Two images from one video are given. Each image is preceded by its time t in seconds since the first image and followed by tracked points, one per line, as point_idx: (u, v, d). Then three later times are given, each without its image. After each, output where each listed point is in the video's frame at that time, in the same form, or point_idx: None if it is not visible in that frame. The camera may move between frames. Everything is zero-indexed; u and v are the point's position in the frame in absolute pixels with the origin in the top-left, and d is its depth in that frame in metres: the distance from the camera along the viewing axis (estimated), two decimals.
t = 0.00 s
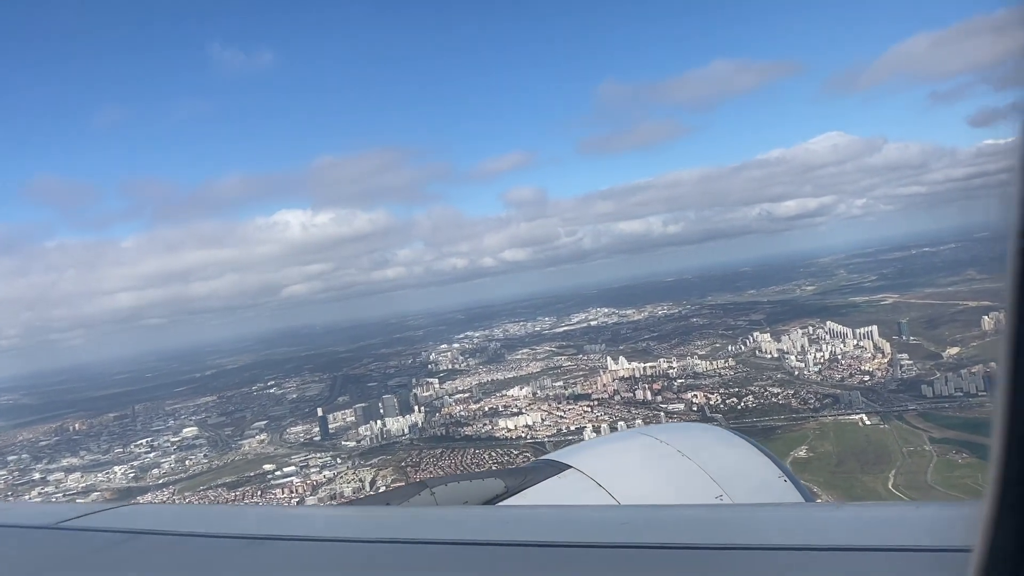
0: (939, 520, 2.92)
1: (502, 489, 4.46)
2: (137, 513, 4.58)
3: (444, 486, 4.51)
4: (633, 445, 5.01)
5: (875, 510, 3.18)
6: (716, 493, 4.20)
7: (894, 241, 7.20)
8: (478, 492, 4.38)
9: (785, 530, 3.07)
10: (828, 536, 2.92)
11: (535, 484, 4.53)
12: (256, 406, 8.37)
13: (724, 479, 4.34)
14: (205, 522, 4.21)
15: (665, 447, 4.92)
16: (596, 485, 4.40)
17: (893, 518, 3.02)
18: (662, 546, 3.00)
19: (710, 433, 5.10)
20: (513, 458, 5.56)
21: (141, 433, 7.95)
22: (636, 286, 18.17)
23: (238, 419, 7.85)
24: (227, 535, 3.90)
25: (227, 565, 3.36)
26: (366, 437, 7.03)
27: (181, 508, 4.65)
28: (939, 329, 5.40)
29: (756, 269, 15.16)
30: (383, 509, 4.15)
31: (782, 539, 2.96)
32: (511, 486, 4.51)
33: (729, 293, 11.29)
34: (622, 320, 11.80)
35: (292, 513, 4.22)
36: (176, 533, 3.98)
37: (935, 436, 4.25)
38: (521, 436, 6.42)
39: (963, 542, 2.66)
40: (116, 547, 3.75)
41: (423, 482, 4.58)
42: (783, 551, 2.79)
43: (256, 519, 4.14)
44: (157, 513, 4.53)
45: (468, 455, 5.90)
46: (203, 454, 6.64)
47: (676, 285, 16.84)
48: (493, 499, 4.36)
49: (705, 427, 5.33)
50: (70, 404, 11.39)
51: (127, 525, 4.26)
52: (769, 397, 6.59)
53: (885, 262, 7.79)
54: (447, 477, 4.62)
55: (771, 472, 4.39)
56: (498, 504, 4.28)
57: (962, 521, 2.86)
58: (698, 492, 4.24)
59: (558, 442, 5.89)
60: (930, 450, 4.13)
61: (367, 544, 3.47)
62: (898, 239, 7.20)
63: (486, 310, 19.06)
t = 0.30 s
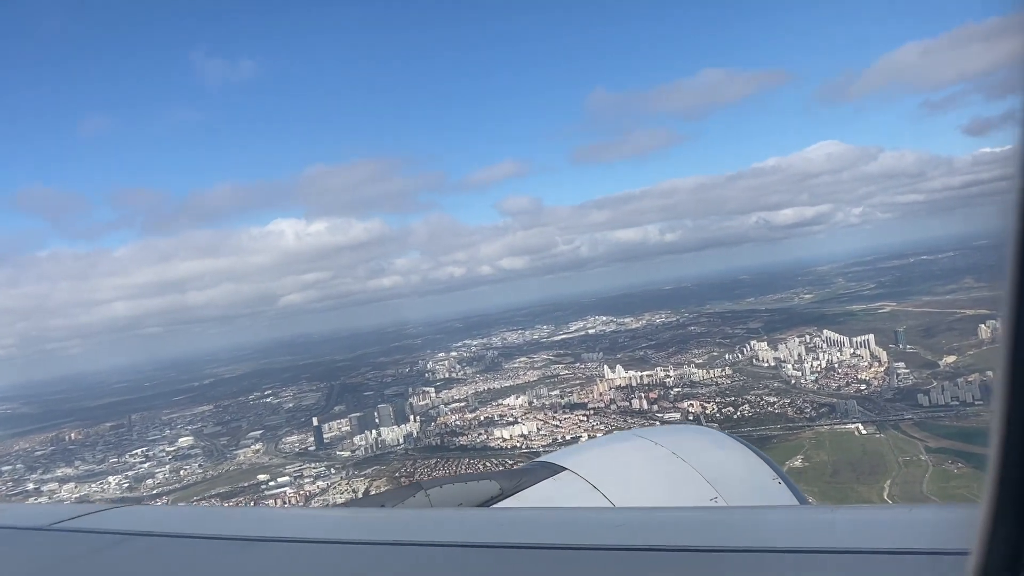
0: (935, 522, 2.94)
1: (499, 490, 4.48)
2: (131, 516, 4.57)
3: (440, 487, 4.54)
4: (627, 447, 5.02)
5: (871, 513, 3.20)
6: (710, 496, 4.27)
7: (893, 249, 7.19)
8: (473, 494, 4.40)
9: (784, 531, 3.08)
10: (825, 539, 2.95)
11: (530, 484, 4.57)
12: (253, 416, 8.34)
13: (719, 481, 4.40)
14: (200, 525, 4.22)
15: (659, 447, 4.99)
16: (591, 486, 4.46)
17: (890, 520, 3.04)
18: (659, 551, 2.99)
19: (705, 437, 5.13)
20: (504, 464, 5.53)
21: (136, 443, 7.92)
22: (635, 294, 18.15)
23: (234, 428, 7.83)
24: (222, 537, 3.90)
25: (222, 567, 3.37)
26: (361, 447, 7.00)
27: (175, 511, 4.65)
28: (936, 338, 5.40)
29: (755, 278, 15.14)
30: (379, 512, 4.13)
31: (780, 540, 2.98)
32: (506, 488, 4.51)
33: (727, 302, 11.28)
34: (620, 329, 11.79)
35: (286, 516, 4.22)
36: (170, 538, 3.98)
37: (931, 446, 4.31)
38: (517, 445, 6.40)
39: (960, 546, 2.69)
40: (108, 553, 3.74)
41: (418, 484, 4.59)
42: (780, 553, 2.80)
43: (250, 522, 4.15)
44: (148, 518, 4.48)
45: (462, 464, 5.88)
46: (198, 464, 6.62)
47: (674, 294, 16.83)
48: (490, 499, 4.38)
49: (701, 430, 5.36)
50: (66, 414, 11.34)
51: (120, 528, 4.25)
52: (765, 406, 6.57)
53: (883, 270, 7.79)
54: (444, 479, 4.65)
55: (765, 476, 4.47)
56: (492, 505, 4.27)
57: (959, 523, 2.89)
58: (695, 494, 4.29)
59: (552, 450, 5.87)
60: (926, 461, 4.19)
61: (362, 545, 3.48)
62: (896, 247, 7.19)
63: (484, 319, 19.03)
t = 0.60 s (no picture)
0: (931, 527, 2.96)
1: (494, 494, 4.45)
2: (123, 520, 4.55)
3: (435, 491, 4.52)
4: (623, 451, 4.98)
5: (865, 518, 3.20)
6: (706, 500, 4.26)
7: (891, 257, 7.18)
8: (468, 497, 4.37)
9: (783, 534, 3.08)
10: (826, 542, 2.94)
11: (523, 489, 4.54)
12: (248, 423, 8.31)
13: (714, 486, 4.39)
14: (192, 528, 4.21)
15: (655, 450, 4.97)
16: (585, 489, 4.43)
17: (887, 526, 3.04)
18: (655, 552, 2.99)
19: (700, 441, 5.09)
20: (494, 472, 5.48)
21: (130, 451, 7.89)
22: (634, 302, 18.13)
23: (229, 436, 7.79)
24: (214, 541, 3.88)
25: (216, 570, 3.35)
26: (355, 456, 6.96)
27: (166, 516, 4.62)
28: (934, 346, 5.38)
29: (754, 285, 15.12)
30: (373, 516, 4.09)
31: (781, 542, 2.97)
32: (501, 492, 4.49)
33: (725, 309, 11.25)
34: (618, 337, 11.76)
35: (279, 520, 4.20)
36: (164, 541, 3.96)
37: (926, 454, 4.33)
38: (512, 454, 6.36)
39: (954, 550, 2.70)
40: (96, 558, 3.70)
41: (414, 488, 4.58)
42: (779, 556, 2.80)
43: (242, 527, 4.13)
44: (137, 523, 4.44)
45: (456, 472, 5.85)
46: (191, 472, 6.59)
47: (673, 301, 16.82)
48: (484, 503, 4.36)
49: (697, 434, 5.32)
50: (62, 421, 11.31)
51: (112, 532, 4.22)
52: (761, 415, 6.54)
53: (881, 277, 7.77)
54: (440, 484, 4.63)
55: (760, 480, 4.47)
56: (487, 509, 4.25)
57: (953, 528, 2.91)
58: (689, 498, 4.28)
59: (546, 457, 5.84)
60: (922, 470, 4.23)
61: (356, 548, 3.47)
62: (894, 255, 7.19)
63: (483, 326, 19.01)
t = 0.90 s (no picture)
0: (926, 533, 2.94)
1: (490, 500, 4.43)
2: (114, 524, 4.53)
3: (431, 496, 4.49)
4: (618, 457, 4.96)
5: (860, 524, 3.19)
6: (702, 506, 4.24)
7: (889, 263, 7.17)
8: (463, 504, 4.34)
9: (777, 539, 3.07)
10: (821, 547, 2.93)
11: (519, 494, 4.52)
12: (243, 428, 8.28)
13: (710, 492, 4.37)
14: (182, 534, 4.18)
15: (651, 456, 4.95)
16: (581, 495, 4.41)
17: (881, 532, 3.03)
18: (647, 559, 2.96)
19: (696, 447, 5.07)
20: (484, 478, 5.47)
21: (125, 455, 7.87)
22: (633, 307, 18.12)
23: (224, 441, 7.77)
24: (204, 546, 3.86)
25: None
26: (349, 461, 6.94)
27: (157, 522, 4.60)
28: (930, 352, 5.36)
29: (753, 290, 15.11)
30: (366, 521, 4.07)
31: (775, 548, 2.95)
32: (496, 497, 4.47)
33: (723, 315, 11.23)
34: (616, 342, 11.74)
35: (271, 525, 4.18)
36: (154, 546, 3.94)
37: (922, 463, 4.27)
38: (506, 460, 6.34)
39: (948, 555, 2.69)
40: (84, 563, 3.68)
41: (410, 493, 4.56)
42: (772, 562, 2.79)
43: (232, 532, 4.11)
44: (126, 528, 4.41)
45: (449, 477, 5.82)
46: (184, 476, 6.57)
47: (672, 306, 16.80)
48: (479, 509, 4.34)
49: (694, 440, 5.30)
50: (59, 424, 11.30)
51: (102, 537, 4.20)
52: (756, 421, 6.52)
53: (880, 283, 7.75)
54: (435, 488, 4.61)
55: (756, 486, 4.45)
56: (483, 515, 4.22)
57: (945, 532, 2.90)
58: (687, 503, 4.26)
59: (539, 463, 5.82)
60: (916, 477, 4.22)
61: (347, 553, 3.44)
62: (892, 261, 7.18)
63: (482, 331, 18.99)
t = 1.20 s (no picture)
0: (924, 538, 2.95)
1: (486, 504, 4.40)
2: (105, 528, 4.51)
3: (427, 501, 4.47)
4: (614, 462, 4.94)
5: (859, 529, 3.18)
6: (699, 511, 4.24)
7: (886, 267, 7.18)
8: (459, 510, 4.30)
9: (776, 545, 3.05)
10: (820, 552, 2.92)
11: (515, 500, 4.48)
12: (238, 430, 8.26)
13: (707, 498, 4.36)
14: (175, 538, 4.17)
15: (648, 462, 4.94)
16: (578, 500, 4.40)
17: (880, 537, 3.02)
18: (641, 565, 2.95)
19: (693, 453, 5.06)
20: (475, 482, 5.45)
21: (119, 456, 7.86)
22: (631, 310, 18.13)
23: (218, 442, 7.75)
24: (197, 551, 3.84)
25: None
26: (343, 464, 6.92)
27: (150, 525, 4.58)
28: (926, 357, 5.37)
29: (751, 294, 15.13)
30: (360, 526, 4.04)
31: (774, 553, 2.94)
32: (493, 502, 4.44)
33: (721, 318, 11.24)
34: (613, 345, 11.74)
35: (265, 530, 4.16)
36: (146, 550, 3.92)
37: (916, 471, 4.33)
38: (500, 464, 6.33)
39: (946, 562, 2.68)
40: (75, 567, 3.66)
41: (406, 498, 4.54)
42: (769, 568, 2.77)
43: (224, 537, 4.08)
44: (118, 531, 4.39)
45: (442, 481, 5.81)
46: (178, 478, 6.56)
47: (670, 310, 16.81)
48: (475, 515, 4.28)
49: (691, 446, 5.29)
50: (54, 425, 11.28)
51: (94, 541, 4.18)
52: (751, 426, 6.51)
53: (877, 288, 7.76)
54: (431, 493, 4.59)
55: (754, 493, 4.43)
56: (480, 520, 4.19)
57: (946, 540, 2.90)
58: (684, 509, 4.26)
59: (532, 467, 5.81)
60: (911, 483, 4.22)
61: (340, 558, 3.43)
62: (890, 266, 7.17)
63: (480, 333, 18.99)
